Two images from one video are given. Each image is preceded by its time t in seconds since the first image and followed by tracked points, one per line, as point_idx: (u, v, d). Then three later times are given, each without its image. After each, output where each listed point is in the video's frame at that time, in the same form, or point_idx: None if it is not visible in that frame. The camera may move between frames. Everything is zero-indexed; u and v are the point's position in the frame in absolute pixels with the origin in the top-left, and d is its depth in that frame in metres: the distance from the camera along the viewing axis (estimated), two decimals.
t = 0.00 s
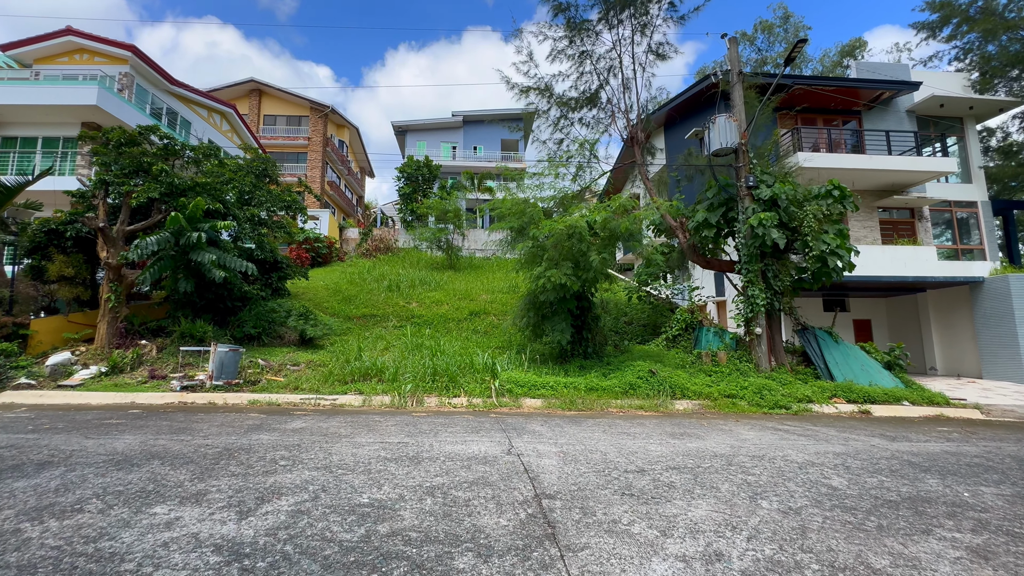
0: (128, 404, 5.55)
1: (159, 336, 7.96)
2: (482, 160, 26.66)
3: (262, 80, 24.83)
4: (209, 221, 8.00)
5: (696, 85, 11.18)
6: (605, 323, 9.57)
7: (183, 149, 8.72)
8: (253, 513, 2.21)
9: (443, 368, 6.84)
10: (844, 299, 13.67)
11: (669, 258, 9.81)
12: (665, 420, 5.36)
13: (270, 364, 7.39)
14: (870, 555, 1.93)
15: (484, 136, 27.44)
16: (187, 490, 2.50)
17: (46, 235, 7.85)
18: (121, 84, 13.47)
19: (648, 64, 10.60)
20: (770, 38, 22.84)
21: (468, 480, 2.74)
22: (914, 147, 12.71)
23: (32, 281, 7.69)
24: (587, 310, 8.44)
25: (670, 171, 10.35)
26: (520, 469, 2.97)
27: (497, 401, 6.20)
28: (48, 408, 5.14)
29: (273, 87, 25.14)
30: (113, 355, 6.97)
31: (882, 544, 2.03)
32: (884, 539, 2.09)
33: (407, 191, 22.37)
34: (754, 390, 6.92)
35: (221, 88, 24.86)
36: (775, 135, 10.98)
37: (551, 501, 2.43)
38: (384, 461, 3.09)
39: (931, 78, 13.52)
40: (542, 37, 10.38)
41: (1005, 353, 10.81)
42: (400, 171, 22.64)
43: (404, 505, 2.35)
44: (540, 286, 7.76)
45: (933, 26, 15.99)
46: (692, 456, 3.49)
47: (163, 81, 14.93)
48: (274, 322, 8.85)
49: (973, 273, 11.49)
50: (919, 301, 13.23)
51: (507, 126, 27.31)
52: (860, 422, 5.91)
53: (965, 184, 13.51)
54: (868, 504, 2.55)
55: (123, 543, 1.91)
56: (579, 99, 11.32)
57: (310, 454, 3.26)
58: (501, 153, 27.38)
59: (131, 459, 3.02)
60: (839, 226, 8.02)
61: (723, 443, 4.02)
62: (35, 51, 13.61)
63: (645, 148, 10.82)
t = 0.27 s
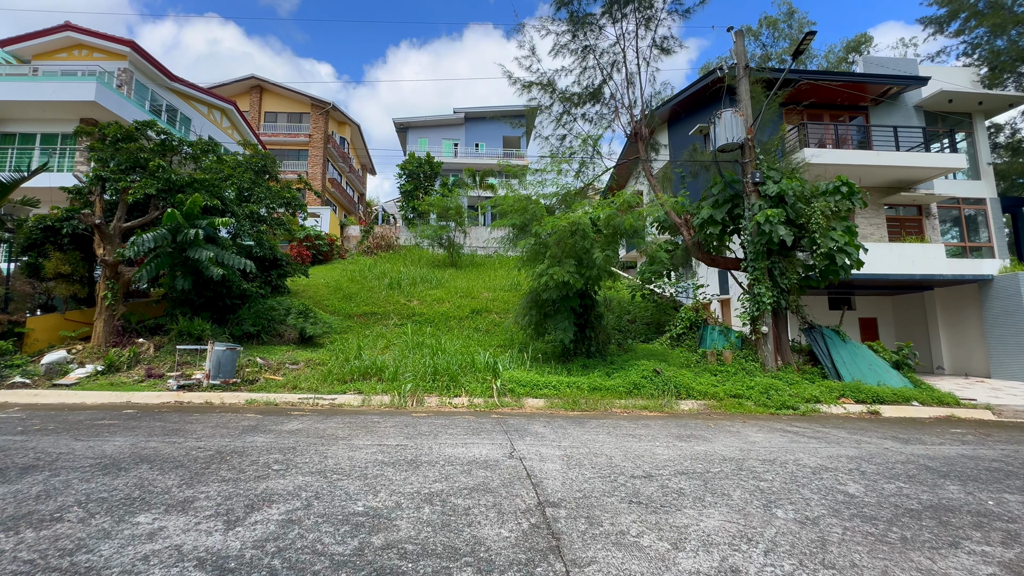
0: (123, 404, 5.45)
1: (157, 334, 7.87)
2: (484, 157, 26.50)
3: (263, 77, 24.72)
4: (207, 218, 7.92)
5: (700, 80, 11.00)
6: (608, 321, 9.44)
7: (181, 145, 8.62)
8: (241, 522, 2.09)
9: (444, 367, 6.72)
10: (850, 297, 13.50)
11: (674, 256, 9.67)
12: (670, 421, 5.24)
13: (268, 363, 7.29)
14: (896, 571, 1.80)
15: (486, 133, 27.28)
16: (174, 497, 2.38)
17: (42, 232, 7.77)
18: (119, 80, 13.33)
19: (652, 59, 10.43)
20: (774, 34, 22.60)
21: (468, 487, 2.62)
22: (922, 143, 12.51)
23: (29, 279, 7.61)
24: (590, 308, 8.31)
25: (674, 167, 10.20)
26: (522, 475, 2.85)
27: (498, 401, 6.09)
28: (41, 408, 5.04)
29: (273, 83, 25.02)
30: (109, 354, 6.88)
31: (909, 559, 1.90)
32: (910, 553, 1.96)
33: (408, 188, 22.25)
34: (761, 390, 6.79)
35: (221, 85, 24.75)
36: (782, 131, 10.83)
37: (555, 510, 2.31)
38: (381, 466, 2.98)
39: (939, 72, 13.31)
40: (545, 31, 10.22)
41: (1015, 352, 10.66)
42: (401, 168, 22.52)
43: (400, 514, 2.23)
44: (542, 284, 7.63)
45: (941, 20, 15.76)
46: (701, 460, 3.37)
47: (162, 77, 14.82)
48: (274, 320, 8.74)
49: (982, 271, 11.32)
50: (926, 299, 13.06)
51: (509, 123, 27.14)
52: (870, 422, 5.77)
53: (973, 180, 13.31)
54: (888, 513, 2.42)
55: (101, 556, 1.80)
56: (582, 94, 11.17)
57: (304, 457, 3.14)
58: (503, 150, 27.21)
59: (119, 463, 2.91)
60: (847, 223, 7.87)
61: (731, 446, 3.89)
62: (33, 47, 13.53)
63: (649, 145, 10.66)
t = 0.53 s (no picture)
0: (118, 403, 5.34)
1: (154, 332, 7.76)
2: (486, 154, 26.34)
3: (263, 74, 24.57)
4: (205, 214, 7.81)
5: (705, 75, 10.84)
6: (612, 319, 9.31)
7: (179, 140, 8.50)
8: (230, 531, 1.98)
9: (445, 365, 6.60)
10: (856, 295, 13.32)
11: (678, 253, 9.53)
12: (677, 421, 5.11)
13: (267, 361, 7.18)
14: None
15: (487, 130, 27.12)
16: (162, 503, 2.26)
17: (38, 228, 7.69)
18: (118, 75, 13.19)
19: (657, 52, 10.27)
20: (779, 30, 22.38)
21: (470, 492, 2.50)
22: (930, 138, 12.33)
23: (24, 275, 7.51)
24: (593, 306, 8.18)
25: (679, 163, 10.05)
26: (527, 479, 2.73)
27: (501, 400, 5.97)
28: (35, 407, 4.94)
29: (274, 80, 24.88)
30: (106, 352, 6.78)
31: (942, 572, 1.78)
32: (944, 566, 1.83)
33: (409, 185, 22.13)
34: (768, 389, 6.66)
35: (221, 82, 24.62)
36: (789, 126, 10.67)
37: (562, 517, 2.19)
38: (379, 468, 2.86)
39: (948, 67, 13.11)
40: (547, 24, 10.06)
41: None
42: (402, 165, 22.38)
43: (400, 522, 2.11)
44: (545, 281, 7.50)
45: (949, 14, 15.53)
46: (712, 462, 3.24)
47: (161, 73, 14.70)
48: (273, 318, 8.64)
49: (992, 268, 11.15)
50: (934, 297, 12.89)
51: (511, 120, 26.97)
52: (881, 422, 5.63)
53: (982, 177, 13.12)
54: (914, 521, 2.30)
55: (79, 569, 1.68)
56: (586, 89, 11.02)
57: (300, 459, 3.03)
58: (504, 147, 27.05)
59: (107, 465, 2.80)
60: (856, 219, 7.72)
61: (742, 447, 3.77)
62: (31, 42, 13.43)
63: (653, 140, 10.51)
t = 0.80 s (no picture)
0: (114, 405, 5.25)
1: (152, 332, 7.67)
2: (487, 151, 26.17)
3: (263, 71, 24.42)
4: (203, 212, 7.71)
5: (710, 71, 10.68)
6: (615, 318, 9.19)
7: (176, 137, 8.38)
8: (221, 549, 1.86)
9: (447, 366, 6.48)
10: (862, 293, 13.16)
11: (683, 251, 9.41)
12: (685, 424, 4.99)
13: (266, 361, 7.07)
14: None
15: (488, 127, 26.97)
16: (151, 517, 2.15)
17: (34, 227, 7.57)
18: (116, 72, 13.06)
19: (661, 47, 10.11)
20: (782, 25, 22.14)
21: (474, 504, 2.38)
22: (938, 135, 12.15)
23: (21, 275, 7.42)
24: (597, 305, 8.07)
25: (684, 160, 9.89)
26: (533, 489, 2.62)
27: (504, 402, 5.85)
28: (28, 409, 4.84)
29: (274, 77, 24.74)
30: (103, 352, 6.69)
31: None
32: None
33: (410, 183, 22.01)
34: (776, 390, 6.53)
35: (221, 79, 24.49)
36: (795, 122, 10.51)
37: (572, 533, 2.08)
38: (379, 478, 2.74)
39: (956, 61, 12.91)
40: (550, 19, 9.91)
41: None
42: (403, 162, 22.26)
43: (400, 538, 1.99)
44: (548, 280, 7.38)
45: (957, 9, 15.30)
46: (725, 470, 3.12)
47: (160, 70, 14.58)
48: (273, 317, 8.55)
49: (1000, 266, 11.00)
50: (941, 295, 12.73)
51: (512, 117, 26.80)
52: (893, 425, 5.51)
53: (990, 173, 12.94)
54: (944, 536, 2.17)
55: None
56: (589, 85, 10.87)
57: (297, 468, 2.91)
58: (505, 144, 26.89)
59: (97, 474, 2.69)
60: (865, 217, 7.58)
61: (755, 453, 3.65)
62: (29, 39, 13.31)
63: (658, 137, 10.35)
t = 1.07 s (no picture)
0: (113, 406, 5.18)
1: (152, 332, 7.60)
2: (489, 149, 26.01)
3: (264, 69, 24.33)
4: (202, 211, 7.63)
5: (714, 65, 10.54)
6: (619, 317, 9.08)
7: (175, 134, 8.30)
8: (213, 561, 1.78)
9: (449, 365, 6.39)
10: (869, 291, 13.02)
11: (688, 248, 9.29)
12: (692, 425, 4.90)
13: (267, 361, 6.99)
14: None
15: (490, 124, 26.83)
16: (141, 526, 2.07)
17: (33, 226, 7.53)
18: (116, 70, 12.98)
19: (665, 41, 9.97)
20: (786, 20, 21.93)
21: (478, 511, 2.29)
22: (945, 129, 11.99)
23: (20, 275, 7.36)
24: (601, 304, 7.97)
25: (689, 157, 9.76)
26: (539, 495, 2.53)
27: (508, 402, 5.76)
28: (25, 411, 4.78)
29: (275, 75, 24.65)
30: (101, 352, 6.63)
31: None
32: None
33: (411, 181, 21.91)
34: (784, 389, 6.43)
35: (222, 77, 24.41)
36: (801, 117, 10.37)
37: (581, 543, 1.99)
38: (379, 483, 2.65)
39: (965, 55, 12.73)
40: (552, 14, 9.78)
41: None
42: (405, 160, 22.16)
43: (401, 549, 1.90)
44: (551, 278, 7.28)
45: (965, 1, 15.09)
46: (736, 474, 3.03)
47: (160, 68, 14.50)
48: (274, 317, 8.47)
49: (1010, 262, 10.86)
50: (949, 292, 12.58)
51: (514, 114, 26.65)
52: (904, 424, 5.40)
53: (999, 169, 12.76)
54: (970, 545, 2.07)
55: None
56: (591, 80, 10.74)
57: (295, 472, 2.82)
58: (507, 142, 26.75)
59: (89, 480, 2.61)
60: (873, 213, 7.45)
61: (766, 455, 3.55)
62: (28, 37, 13.26)
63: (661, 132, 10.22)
